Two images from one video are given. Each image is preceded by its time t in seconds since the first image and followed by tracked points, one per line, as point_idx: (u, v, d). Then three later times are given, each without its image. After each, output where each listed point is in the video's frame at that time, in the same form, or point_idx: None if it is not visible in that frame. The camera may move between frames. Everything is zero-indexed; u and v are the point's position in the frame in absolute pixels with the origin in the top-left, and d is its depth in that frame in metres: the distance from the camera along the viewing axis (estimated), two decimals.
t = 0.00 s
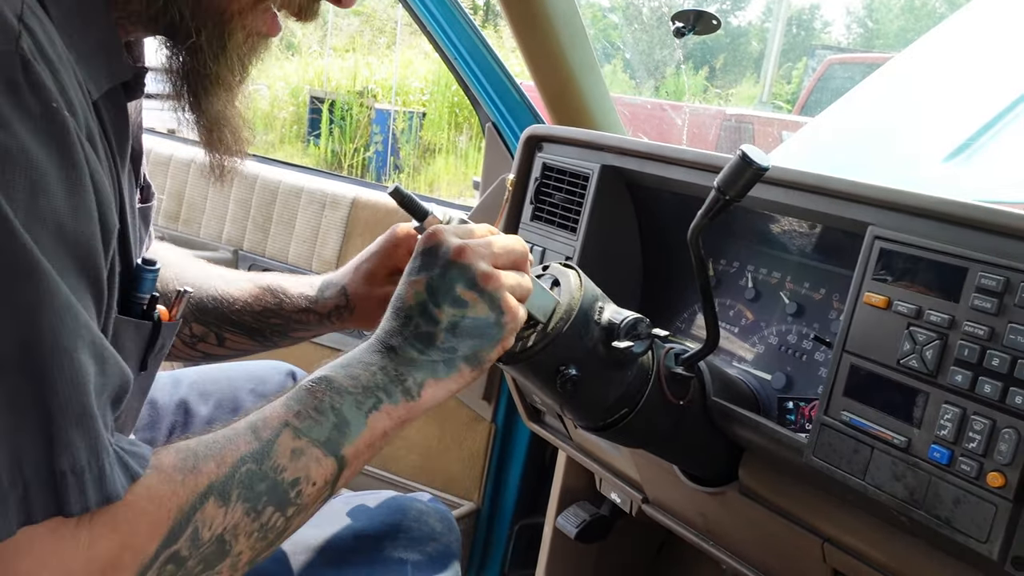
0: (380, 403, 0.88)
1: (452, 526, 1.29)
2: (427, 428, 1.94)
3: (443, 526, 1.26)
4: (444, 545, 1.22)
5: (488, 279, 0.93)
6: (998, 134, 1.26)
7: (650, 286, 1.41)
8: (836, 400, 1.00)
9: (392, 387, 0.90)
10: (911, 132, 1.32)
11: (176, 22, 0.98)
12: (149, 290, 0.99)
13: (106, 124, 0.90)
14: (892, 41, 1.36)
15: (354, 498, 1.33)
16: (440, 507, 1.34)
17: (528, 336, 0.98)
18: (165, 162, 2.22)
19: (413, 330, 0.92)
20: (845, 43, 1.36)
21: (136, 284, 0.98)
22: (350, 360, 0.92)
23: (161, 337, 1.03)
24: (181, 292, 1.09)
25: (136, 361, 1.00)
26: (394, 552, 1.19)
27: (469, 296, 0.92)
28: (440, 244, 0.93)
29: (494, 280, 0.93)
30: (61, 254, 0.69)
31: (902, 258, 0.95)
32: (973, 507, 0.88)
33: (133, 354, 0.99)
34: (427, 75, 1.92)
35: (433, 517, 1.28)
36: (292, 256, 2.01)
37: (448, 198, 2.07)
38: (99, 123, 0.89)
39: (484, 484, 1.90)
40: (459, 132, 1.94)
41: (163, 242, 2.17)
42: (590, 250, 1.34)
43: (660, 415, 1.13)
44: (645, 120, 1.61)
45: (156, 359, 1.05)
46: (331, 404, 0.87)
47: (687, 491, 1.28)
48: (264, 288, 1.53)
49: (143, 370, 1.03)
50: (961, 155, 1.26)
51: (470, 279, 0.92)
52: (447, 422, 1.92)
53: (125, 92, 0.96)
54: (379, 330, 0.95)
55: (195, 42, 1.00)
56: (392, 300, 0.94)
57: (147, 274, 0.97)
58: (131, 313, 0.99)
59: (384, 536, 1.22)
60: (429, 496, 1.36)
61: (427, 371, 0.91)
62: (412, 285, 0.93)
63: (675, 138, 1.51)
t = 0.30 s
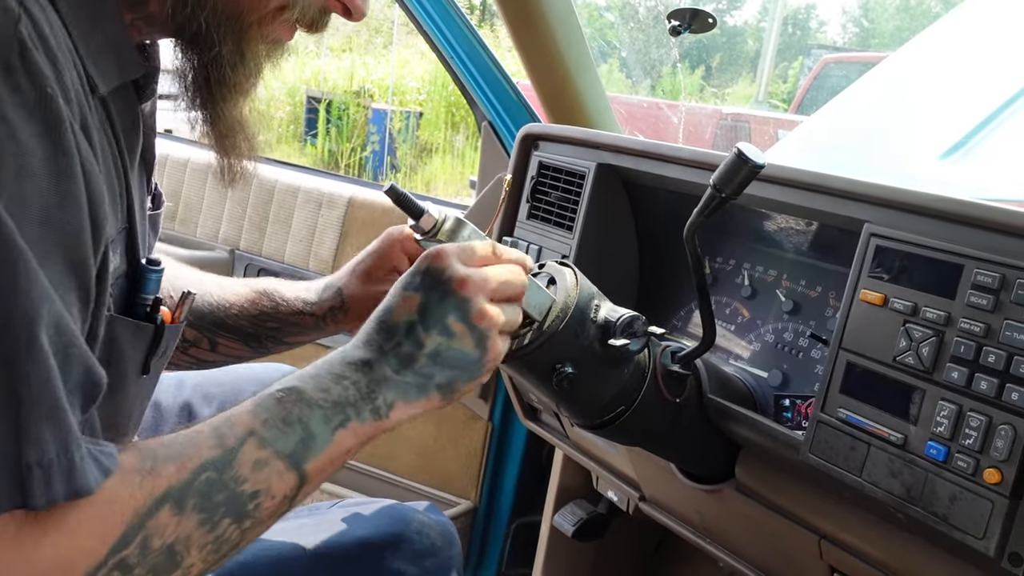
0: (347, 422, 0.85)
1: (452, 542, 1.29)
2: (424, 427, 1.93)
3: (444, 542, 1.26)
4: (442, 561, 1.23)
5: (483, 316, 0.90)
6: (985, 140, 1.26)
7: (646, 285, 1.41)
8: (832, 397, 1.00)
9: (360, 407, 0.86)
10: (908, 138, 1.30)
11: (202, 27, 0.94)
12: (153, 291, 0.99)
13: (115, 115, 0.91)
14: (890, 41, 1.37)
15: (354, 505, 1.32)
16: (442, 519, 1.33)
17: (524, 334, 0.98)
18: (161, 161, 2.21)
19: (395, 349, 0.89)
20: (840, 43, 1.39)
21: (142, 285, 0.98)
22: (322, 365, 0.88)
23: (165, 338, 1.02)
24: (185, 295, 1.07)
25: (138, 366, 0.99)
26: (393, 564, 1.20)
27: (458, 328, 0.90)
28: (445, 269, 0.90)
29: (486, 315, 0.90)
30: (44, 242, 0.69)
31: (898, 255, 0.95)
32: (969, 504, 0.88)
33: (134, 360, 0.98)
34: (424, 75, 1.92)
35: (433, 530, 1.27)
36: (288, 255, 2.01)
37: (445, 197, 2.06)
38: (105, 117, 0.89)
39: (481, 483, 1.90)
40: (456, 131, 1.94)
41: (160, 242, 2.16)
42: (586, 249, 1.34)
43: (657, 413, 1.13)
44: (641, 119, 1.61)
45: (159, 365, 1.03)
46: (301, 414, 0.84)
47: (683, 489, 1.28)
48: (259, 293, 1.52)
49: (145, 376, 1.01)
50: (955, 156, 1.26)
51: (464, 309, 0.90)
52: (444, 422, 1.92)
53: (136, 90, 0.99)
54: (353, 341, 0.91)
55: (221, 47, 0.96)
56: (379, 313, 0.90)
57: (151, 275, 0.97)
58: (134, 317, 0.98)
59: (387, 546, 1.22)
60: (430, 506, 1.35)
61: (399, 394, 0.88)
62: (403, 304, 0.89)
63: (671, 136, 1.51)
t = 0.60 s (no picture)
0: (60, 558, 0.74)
1: (445, 534, 1.30)
2: (419, 426, 1.93)
3: (436, 535, 1.27)
4: (433, 554, 1.25)
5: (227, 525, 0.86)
6: (977, 137, 1.30)
7: (640, 282, 1.41)
8: (826, 393, 1.01)
9: (80, 547, 0.76)
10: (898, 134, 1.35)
11: (127, 15, 0.86)
12: (102, 274, 0.97)
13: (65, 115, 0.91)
14: (883, 38, 1.36)
15: (347, 500, 1.31)
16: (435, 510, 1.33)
17: (518, 332, 0.98)
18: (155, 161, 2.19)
19: (134, 523, 0.81)
20: (836, 41, 1.38)
21: (90, 268, 0.96)
22: (78, 502, 0.80)
23: (106, 323, 0.95)
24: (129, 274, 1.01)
25: (78, 350, 0.91)
26: (384, 556, 1.22)
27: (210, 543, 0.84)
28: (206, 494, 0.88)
29: (226, 530, 0.86)
30: None
31: (891, 251, 0.95)
32: (962, 498, 0.88)
33: (73, 348, 0.90)
34: (419, 73, 1.94)
35: (426, 523, 1.27)
36: (283, 254, 2.01)
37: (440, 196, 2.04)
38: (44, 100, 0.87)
39: (476, 481, 1.90)
40: (452, 130, 1.94)
41: (153, 241, 2.15)
42: (580, 246, 1.34)
43: (650, 409, 1.13)
44: (635, 117, 1.60)
45: (102, 350, 0.95)
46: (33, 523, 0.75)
47: (678, 486, 1.28)
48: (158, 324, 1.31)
49: (89, 359, 0.93)
50: (948, 153, 1.29)
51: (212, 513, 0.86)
52: (439, 420, 1.91)
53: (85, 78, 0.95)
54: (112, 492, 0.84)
55: (149, 45, 0.88)
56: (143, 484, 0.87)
57: (99, 256, 0.96)
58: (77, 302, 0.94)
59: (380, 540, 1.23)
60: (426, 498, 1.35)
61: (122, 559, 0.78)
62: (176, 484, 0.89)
63: (665, 134, 1.50)
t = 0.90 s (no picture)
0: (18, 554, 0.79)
1: (435, 498, 1.30)
2: (416, 423, 1.93)
3: (426, 497, 1.28)
4: (428, 515, 1.25)
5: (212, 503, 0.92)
6: (973, 133, 1.28)
7: (636, 279, 1.41)
8: (821, 389, 1.01)
9: (44, 543, 0.81)
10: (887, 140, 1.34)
11: None
12: (23, 248, 0.91)
13: None
14: (878, 36, 1.37)
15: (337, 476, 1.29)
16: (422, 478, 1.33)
17: (514, 329, 0.98)
18: (150, 159, 2.19)
19: (111, 517, 0.86)
20: (830, 39, 1.36)
21: (8, 242, 0.90)
22: (51, 498, 0.85)
23: (27, 296, 0.90)
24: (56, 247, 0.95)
25: None
26: (380, 521, 1.22)
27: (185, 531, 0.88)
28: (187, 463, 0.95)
29: (213, 515, 0.91)
30: None
31: (886, 247, 0.95)
32: (956, 494, 0.89)
33: None
34: (415, 71, 1.91)
35: (416, 487, 1.28)
36: (279, 252, 2.01)
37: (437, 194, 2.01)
38: None
39: (473, 478, 1.90)
40: (448, 128, 1.91)
41: (148, 239, 2.15)
42: (576, 244, 1.34)
43: (646, 407, 1.13)
44: (630, 115, 1.58)
45: (27, 323, 0.90)
46: None
47: (674, 483, 1.29)
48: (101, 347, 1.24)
49: (11, 332, 0.89)
50: (942, 150, 1.29)
51: (193, 501, 0.91)
52: (435, 418, 1.91)
53: None
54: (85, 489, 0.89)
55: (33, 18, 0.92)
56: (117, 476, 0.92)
57: (17, 231, 0.90)
58: None
59: (369, 506, 1.23)
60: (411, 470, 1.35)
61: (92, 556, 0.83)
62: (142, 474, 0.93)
63: (661, 130, 1.49)
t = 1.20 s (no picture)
0: None
1: (431, 493, 1.31)
2: (413, 421, 1.93)
3: (423, 491, 1.28)
4: (425, 507, 1.26)
5: (228, 425, 0.63)
6: (969, 129, 1.28)
7: (633, 276, 1.41)
8: (818, 385, 1.01)
9: None
10: (879, 135, 1.33)
11: None
12: None
13: None
14: (873, 32, 1.36)
15: (334, 470, 1.31)
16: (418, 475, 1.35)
17: (511, 326, 0.98)
18: (146, 158, 2.19)
19: (91, 451, 0.64)
20: (827, 36, 1.36)
21: None
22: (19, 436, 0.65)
23: None
24: None
25: None
26: (376, 514, 1.21)
27: (193, 437, 0.63)
28: (200, 352, 0.63)
29: (229, 389, 0.63)
30: None
31: (883, 242, 0.95)
32: (954, 490, 0.88)
33: None
34: (411, 69, 1.90)
35: (412, 483, 1.29)
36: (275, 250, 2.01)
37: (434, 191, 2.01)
38: None
39: (470, 476, 1.90)
40: (444, 126, 1.90)
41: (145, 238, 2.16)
42: (572, 241, 1.34)
43: (643, 403, 1.13)
44: (627, 112, 1.56)
45: None
46: None
47: (670, 479, 1.29)
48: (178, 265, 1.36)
49: None
50: (940, 146, 1.28)
51: (207, 415, 0.63)
52: (432, 415, 1.91)
53: None
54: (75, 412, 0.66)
55: None
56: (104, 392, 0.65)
57: None
58: None
59: (365, 500, 1.23)
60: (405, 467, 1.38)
61: (69, 511, 0.63)
62: (136, 387, 0.64)
63: (657, 127, 1.47)
